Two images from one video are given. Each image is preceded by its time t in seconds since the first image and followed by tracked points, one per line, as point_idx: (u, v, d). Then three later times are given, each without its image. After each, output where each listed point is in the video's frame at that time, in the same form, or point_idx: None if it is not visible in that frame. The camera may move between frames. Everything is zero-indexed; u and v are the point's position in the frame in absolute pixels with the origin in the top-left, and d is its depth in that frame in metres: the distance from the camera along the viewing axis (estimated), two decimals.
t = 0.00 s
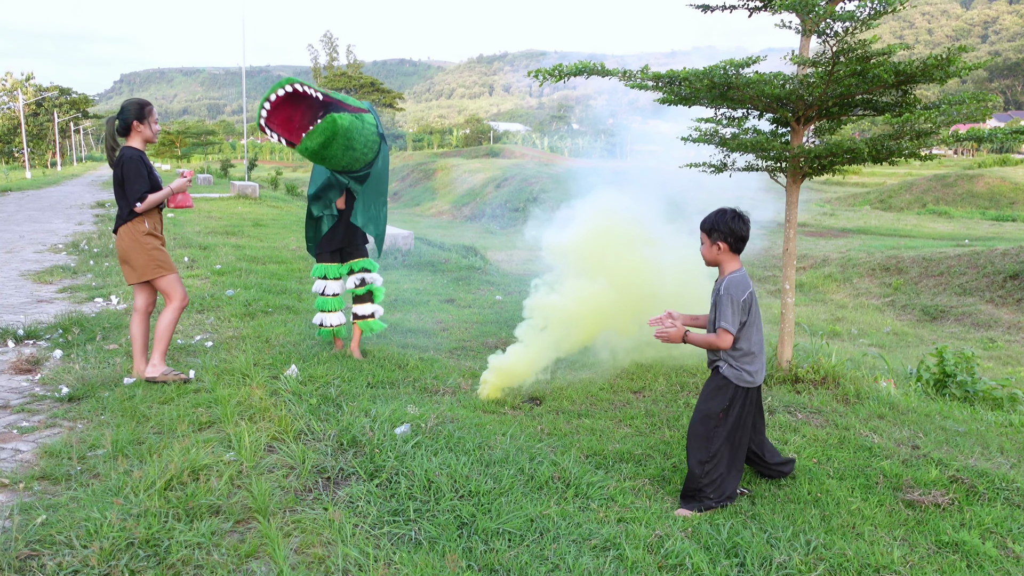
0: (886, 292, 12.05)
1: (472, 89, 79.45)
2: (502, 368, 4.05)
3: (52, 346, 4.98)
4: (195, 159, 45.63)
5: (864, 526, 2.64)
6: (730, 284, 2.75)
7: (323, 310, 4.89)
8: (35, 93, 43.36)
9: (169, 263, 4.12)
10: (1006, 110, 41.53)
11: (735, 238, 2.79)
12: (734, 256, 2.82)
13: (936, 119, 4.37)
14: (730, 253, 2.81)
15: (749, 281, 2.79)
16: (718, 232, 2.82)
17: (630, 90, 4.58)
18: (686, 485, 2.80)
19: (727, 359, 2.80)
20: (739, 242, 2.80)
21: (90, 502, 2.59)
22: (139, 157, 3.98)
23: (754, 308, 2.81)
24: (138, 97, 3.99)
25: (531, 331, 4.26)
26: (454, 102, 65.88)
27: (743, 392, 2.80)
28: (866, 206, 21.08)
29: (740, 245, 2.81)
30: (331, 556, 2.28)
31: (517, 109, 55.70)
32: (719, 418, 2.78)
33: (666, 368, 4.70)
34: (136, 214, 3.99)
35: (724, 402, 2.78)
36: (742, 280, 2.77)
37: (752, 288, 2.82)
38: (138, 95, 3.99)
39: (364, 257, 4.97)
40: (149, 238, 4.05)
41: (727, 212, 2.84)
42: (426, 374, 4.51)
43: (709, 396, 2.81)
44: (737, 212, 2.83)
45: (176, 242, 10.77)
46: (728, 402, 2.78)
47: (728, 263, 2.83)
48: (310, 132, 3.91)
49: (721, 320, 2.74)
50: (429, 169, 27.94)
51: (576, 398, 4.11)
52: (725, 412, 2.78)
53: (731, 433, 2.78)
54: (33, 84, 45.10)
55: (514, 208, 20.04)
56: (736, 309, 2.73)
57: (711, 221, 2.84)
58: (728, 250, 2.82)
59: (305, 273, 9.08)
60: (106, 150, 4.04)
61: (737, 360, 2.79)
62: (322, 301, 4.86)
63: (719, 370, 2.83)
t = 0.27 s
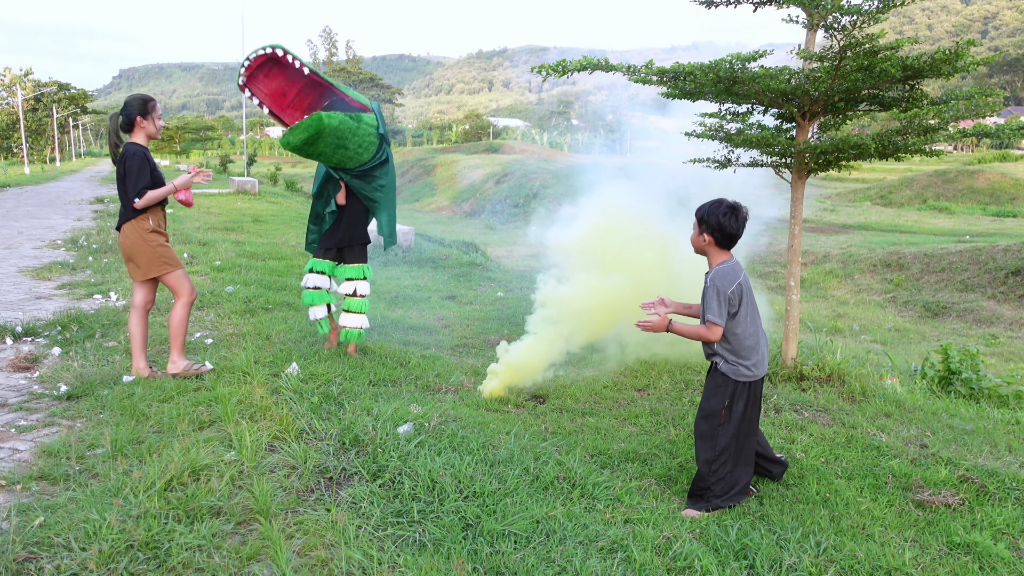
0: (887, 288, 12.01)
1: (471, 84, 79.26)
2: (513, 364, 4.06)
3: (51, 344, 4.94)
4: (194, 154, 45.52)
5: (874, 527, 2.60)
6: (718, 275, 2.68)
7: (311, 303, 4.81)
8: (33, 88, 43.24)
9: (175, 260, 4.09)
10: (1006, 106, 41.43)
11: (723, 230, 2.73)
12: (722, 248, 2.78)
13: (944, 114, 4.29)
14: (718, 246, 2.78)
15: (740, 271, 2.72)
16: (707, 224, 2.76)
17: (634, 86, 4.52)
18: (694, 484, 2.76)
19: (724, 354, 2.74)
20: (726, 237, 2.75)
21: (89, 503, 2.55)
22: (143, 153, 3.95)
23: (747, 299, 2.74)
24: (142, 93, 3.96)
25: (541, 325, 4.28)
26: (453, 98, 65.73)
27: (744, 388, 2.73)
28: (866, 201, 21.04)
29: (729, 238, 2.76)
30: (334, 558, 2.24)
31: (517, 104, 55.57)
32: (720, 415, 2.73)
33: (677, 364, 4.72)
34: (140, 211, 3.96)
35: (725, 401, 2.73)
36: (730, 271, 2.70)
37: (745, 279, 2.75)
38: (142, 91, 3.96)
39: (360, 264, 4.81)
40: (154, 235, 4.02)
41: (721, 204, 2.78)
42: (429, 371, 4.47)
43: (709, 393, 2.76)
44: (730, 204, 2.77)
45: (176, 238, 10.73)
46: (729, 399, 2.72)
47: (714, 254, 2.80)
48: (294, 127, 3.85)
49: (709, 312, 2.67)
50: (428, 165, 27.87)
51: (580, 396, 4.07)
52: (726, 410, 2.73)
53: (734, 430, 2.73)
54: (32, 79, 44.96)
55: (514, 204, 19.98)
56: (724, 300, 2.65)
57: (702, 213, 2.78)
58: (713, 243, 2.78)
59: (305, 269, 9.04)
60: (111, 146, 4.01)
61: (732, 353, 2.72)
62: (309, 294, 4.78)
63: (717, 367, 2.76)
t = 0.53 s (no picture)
0: (888, 285, 11.96)
1: (470, 80, 79.03)
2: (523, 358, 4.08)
3: (47, 342, 4.89)
4: (192, 150, 45.38)
5: (884, 529, 2.56)
6: (717, 301, 2.69)
7: (298, 290, 4.78)
8: (32, 84, 43.08)
9: (180, 258, 4.07)
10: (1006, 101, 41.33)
11: (718, 252, 2.71)
12: (716, 270, 2.78)
13: (951, 110, 4.21)
14: (713, 267, 2.76)
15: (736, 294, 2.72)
16: (700, 247, 2.74)
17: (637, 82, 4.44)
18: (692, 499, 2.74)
19: (723, 373, 2.75)
20: (718, 258, 2.73)
21: (86, 507, 2.51)
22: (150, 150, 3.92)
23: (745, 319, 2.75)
24: (145, 89, 3.94)
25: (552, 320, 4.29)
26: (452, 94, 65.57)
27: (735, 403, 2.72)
28: (866, 197, 20.98)
29: (722, 259, 2.74)
30: (335, 563, 2.20)
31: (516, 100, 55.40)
32: (711, 431, 2.72)
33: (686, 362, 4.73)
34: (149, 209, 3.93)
35: (714, 415, 2.72)
36: (729, 295, 2.71)
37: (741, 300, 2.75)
38: (145, 88, 3.94)
39: (359, 259, 4.71)
40: (163, 232, 3.99)
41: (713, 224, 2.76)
42: (430, 370, 4.42)
43: (700, 410, 2.76)
44: (722, 224, 2.75)
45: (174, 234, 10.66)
46: (719, 414, 2.72)
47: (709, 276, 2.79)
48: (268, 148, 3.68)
49: (708, 337, 2.69)
50: (428, 161, 27.78)
51: (582, 395, 4.02)
52: (717, 424, 2.72)
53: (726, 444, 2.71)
54: (29, 74, 44.78)
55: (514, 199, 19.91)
56: (724, 327, 2.67)
57: (696, 235, 2.76)
58: (707, 265, 2.76)
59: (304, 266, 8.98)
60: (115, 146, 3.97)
61: (730, 373, 2.73)
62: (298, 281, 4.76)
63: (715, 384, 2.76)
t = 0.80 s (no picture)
0: (889, 282, 11.91)
1: (469, 76, 78.84)
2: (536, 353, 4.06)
3: (43, 342, 4.82)
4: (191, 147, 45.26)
5: (896, 535, 2.51)
6: (717, 292, 2.59)
7: (303, 303, 4.72)
8: (30, 80, 42.94)
9: (187, 258, 4.07)
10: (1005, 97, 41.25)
11: (716, 242, 2.63)
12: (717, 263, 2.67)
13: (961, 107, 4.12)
14: (715, 260, 2.66)
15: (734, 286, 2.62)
16: (701, 240, 2.63)
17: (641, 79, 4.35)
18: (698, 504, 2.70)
19: (723, 372, 2.63)
20: (721, 249, 2.64)
21: (81, 512, 2.45)
22: (158, 149, 3.92)
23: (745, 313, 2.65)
24: (150, 88, 3.93)
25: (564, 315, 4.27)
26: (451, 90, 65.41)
27: (736, 404, 2.63)
28: (866, 194, 20.92)
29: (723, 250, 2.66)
30: (336, 572, 2.15)
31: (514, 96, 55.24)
32: (713, 434, 2.64)
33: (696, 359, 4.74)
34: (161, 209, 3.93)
35: (716, 418, 2.64)
36: (728, 285, 2.61)
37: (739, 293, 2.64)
38: (149, 86, 3.93)
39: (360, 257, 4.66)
40: (173, 233, 4.00)
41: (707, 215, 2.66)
42: (432, 370, 4.37)
43: (700, 412, 2.67)
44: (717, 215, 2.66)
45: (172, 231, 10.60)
46: (719, 417, 2.63)
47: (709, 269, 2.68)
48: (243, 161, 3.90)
49: (714, 331, 2.57)
50: (427, 157, 27.70)
51: (586, 396, 3.98)
52: (719, 427, 2.64)
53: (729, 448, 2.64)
54: (27, 70, 44.62)
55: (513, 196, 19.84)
56: (727, 320, 2.56)
57: (693, 226, 2.65)
58: (711, 258, 2.66)
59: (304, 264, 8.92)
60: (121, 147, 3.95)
61: (730, 372, 2.61)
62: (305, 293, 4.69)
63: (712, 384, 2.66)
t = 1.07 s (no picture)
0: (891, 280, 11.86)
1: (468, 73, 78.67)
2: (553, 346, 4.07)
3: (42, 341, 4.77)
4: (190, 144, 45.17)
5: (910, 540, 2.47)
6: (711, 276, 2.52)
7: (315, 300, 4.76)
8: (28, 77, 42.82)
9: (198, 258, 4.06)
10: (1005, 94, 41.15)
11: (711, 227, 2.59)
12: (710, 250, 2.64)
13: (971, 104, 4.04)
14: (709, 248, 2.63)
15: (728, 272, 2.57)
16: (697, 227, 2.58)
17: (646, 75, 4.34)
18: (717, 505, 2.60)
19: (724, 362, 2.54)
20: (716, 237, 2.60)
21: (80, 517, 2.41)
22: (168, 146, 3.89)
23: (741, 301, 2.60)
24: (157, 84, 3.88)
25: (576, 308, 4.35)
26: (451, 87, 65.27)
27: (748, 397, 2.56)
28: (866, 191, 20.86)
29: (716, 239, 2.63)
30: None
31: (514, 92, 55.12)
32: (730, 430, 2.54)
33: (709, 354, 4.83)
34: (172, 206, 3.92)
35: (733, 413, 2.54)
36: (719, 272, 2.55)
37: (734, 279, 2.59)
38: (156, 82, 3.88)
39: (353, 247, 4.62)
40: (184, 231, 3.99)
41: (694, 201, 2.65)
42: (435, 370, 4.33)
43: (714, 407, 2.55)
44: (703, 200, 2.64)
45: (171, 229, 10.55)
46: (736, 412, 2.54)
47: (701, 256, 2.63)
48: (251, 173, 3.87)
49: (706, 317, 2.49)
50: (427, 154, 27.63)
51: (590, 396, 3.93)
52: (735, 422, 2.54)
53: (748, 444, 2.55)
54: (25, 67, 44.49)
55: (513, 193, 19.78)
56: (719, 305, 2.49)
57: (685, 212, 2.60)
58: (705, 246, 2.62)
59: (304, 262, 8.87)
60: (130, 144, 3.90)
61: (734, 362, 2.53)
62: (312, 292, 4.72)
63: (718, 376, 2.55)
